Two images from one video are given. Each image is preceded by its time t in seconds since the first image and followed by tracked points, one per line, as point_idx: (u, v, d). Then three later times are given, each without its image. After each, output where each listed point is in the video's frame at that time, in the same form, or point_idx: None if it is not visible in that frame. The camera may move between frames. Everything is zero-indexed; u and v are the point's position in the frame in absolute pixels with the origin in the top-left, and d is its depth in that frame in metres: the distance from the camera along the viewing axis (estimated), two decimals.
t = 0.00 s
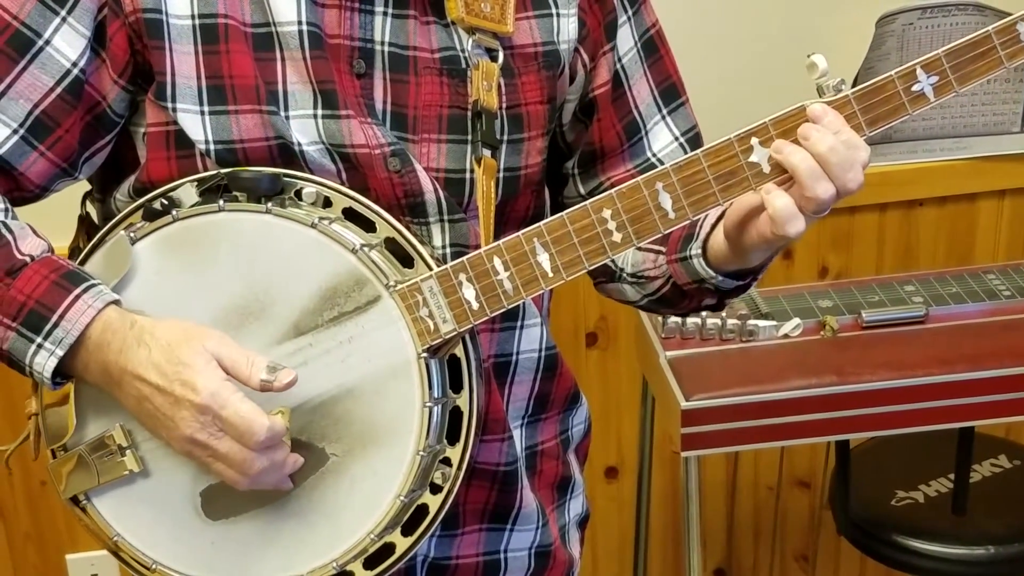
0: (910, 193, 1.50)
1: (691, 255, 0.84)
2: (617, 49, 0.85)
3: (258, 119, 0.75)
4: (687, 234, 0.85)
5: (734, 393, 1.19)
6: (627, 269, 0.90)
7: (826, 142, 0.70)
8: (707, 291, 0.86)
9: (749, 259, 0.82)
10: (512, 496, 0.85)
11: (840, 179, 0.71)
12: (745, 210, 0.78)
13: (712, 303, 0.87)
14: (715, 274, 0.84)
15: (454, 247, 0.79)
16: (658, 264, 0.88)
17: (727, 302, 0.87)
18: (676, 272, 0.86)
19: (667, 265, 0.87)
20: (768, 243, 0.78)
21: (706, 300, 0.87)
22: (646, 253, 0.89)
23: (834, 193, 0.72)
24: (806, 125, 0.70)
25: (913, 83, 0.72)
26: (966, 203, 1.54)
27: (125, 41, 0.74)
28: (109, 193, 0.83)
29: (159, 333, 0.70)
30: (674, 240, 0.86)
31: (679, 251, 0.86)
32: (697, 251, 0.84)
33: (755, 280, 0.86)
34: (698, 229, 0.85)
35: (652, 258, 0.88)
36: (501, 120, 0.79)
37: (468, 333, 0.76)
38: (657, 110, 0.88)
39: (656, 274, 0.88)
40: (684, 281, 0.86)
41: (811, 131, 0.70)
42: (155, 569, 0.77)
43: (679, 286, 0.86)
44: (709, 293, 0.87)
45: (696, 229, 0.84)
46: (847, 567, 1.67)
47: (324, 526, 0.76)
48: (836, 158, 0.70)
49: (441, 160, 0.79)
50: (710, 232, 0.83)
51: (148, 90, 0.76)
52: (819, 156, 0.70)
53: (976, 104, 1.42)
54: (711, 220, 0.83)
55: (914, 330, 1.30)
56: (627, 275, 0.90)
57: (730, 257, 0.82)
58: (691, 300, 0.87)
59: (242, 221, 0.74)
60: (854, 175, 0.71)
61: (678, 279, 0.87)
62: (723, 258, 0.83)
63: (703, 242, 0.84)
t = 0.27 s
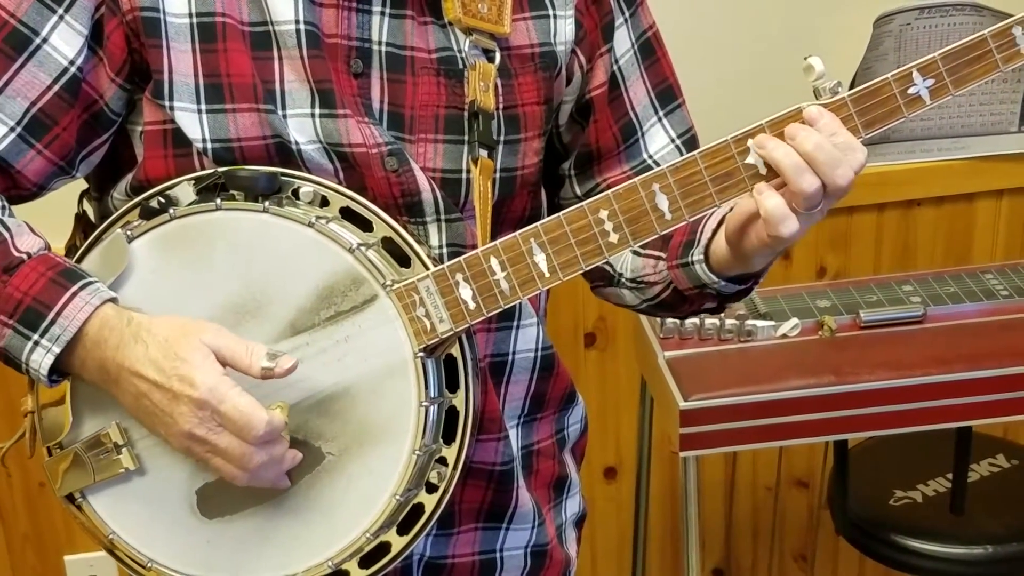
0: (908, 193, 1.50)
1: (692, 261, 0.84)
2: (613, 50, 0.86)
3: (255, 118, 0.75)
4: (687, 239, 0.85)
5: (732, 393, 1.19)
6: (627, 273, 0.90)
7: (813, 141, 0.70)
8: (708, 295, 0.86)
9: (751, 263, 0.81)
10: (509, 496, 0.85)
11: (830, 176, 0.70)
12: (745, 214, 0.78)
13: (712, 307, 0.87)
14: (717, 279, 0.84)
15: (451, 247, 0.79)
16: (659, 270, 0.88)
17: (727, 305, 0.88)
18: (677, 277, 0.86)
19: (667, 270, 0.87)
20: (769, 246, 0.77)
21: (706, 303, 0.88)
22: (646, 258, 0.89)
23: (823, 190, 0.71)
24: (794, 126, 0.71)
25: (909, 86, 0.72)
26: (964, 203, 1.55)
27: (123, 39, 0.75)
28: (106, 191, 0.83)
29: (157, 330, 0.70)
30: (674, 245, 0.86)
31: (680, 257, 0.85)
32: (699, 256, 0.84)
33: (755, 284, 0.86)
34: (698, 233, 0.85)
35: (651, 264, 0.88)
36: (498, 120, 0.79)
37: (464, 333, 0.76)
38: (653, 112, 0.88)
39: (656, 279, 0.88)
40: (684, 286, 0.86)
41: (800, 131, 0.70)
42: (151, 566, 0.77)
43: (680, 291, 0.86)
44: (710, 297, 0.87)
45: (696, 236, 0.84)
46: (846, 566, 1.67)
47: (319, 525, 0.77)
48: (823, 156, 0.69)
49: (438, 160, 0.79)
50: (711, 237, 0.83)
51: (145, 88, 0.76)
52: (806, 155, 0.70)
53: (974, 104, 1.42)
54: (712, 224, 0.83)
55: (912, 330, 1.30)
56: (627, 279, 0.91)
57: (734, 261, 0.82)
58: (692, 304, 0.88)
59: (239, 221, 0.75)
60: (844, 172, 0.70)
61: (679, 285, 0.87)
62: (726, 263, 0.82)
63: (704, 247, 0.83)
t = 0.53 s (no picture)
0: (908, 192, 1.50)
1: (693, 261, 0.84)
2: (610, 50, 0.86)
3: (253, 116, 0.75)
4: (687, 239, 0.85)
5: (732, 392, 1.19)
6: (626, 275, 0.90)
7: (811, 140, 0.69)
8: (709, 295, 0.86)
9: (753, 264, 0.81)
10: (506, 495, 0.85)
11: (828, 174, 0.70)
12: (746, 216, 0.78)
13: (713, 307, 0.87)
14: (719, 279, 0.84)
15: (448, 245, 0.79)
16: (659, 272, 0.87)
17: (728, 306, 0.87)
18: (678, 278, 0.86)
19: (667, 271, 0.87)
20: (770, 247, 0.78)
21: (707, 304, 0.87)
22: (646, 260, 0.89)
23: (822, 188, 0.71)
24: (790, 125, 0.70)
25: (906, 83, 0.72)
26: (964, 202, 1.55)
27: (120, 37, 0.75)
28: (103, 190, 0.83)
29: (155, 326, 0.70)
30: (674, 246, 0.86)
31: (681, 257, 0.85)
32: (700, 256, 0.83)
33: (757, 284, 0.86)
34: (698, 234, 0.84)
35: (651, 266, 0.88)
36: (496, 119, 0.79)
37: (461, 331, 0.76)
38: (650, 112, 0.88)
39: (656, 281, 0.88)
40: (685, 286, 0.86)
41: (796, 130, 0.70)
42: (149, 565, 0.77)
43: (681, 292, 0.86)
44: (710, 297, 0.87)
45: (696, 236, 0.84)
46: (846, 566, 1.67)
47: (316, 523, 0.77)
48: (821, 155, 0.69)
49: (435, 158, 0.79)
50: (712, 238, 0.83)
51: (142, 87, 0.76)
52: (805, 154, 0.70)
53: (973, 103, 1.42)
54: (712, 224, 0.83)
55: (912, 329, 1.29)
56: (626, 281, 0.90)
57: (736, 262, 0.82)
58: (692, 305, 0.87)
59: (236, 218, 0.75)
60: (842, 169, 0.70)
61: (680, 286, 0.86)
62: (729, 262, 0.82)
63: (705, 248, 0.83)
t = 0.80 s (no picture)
0: (910, 188, 1.49)
1: (691, 258, 0.84)
2: (607, 47, 0.86)
3: (251, 114, 0.75)
4: (684, 237, 0.85)
5: (734, 388, 1.19)
6: (622, 273, 0.90)
7: (805, 132, 0.69)
8: (707, 293, 0.85)
9: (752, 261, 0.81)
10: (505, 492, 0.85)
11: (822, 167, 0.70)
12: (744, 212, 0.78)
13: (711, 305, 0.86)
14: (717, 276, 0.83)
15: (447, 243, 0.79)
16: (656, 269, 0.88)
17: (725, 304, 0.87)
18: (674, 275, 0.86)
19: (665, 269, 0.87)
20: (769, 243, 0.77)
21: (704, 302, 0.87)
22: (643, 257, 0.89)
23: (817, 180, 0.71)
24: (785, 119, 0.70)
25: (905, 78, 0.72)
26: (966, 198, 1.54)
27: (118, 35, 0.75)
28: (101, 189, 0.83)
29: (160, 317, 0.71)
30: (671, 244, 0.86)
31: (678, 255, 0.85)
32: (698, 254, 0.83)
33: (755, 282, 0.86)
34: (695, 231, 0.84)
35: (648, 262, 0.88)
36: (494, 116, 0.80)
37: (461, 328, 0.76)
38: (646, 110, 0.88)
39: (653, 279, 0.88)
40: (683, 284, 0.86)
41: (790, 123, 0.70)
42: (149, 563, 0.77)
43: (679, 290, 0.86)
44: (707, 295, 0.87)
45: (694, 234, 0.84)
46: (848, 562, 1.67)
47: (315, 521, 0.77)
48: (814, 147, 0.69)
49: (433, 156, 0.79)
50: (709, 235, 0.83)
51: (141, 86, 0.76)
52: (799, 146, 0.69)
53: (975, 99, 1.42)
54: (709, 221, 0.83)
55: (914, 326, 1.29)
56: (622, 279, 0.90)
57: (734, 259, 0.82)
58: (690, 303, 0.87)
59: (235, 216, 0.75)
60: (837, 161, 0.70)
61: (678, 283, 0.86)
62: (727, 259, 0.82)
63: (703, 246, 0.83)
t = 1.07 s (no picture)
0: (910, 185, 1.49)
1: (687, 257, 0.84)
2: (605, 44, 0.86)
3: (250, 109, 0.75)
4: (680, 236, 0.85)
5: (734, 384, 1.19)
6: (619, 270, 0.91)
7: (803, 127, 0.69)
8: (702, 291, 0.85)
9: (747, 260, 0.81)
10: (504, 487, 0.85)
11: (819, 162, 0.70)
12: (740, 209, 0.78)
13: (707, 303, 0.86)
14: (713, 275, 0.83)
15: (446, 239, 0.79)
16: (652, 266, 0.88)
17: (722, 303, 0.86)
18: (672, 274, 0.86)
19: (661, 266, 0.87)
20: (762, 238, 0.77)
21: (700, 300, 0.87)
22: (640, 254, 0.89)
23: (814, 175, 0.71)
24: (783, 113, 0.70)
25: (902, 74, 0.72)
26: (967, 194, 1.54)
27: (116, 31, 0.75)
28: (100, 185, 0.84)
29: (161, 311, 0.71)
30: (667, 243, 0.86)
31: (674, 253, 0.85)
32: (694, 253, 0.83)
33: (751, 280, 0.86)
34: (691, 230, 0.85)
35: (645, 260, 0.88)
36: (492, 112, 0.80)
37: (460, 323, 0.77)
38: (644, 107, 0.88)
39: (650, 276, 0.88)
40: (680, 282, 0.86)
41: (788, 118, 0.70)
42: (147, 559, 0.78)
43: (675, 288, 0.86)
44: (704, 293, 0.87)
45: (690, 233, 0.84)
46: (849, 559, 1.67)
47: (314, 517, 0.77)
48: (812, 142, 0.69)
49: (432, 152, 0.79)
50: (705, 234, 0.83)
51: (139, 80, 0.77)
52: (796, 140, 0.70)
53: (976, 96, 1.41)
54: (705, 220, 0.83)
55: (915, 322, 1.29)
56: (619, 276, 0.91)
57: (731, 258, 0.82)
58: (686, 300, 0.87)
59: (235, 211, 0.75)
60: (834, 157, 0.70)
61: (674, 281, 0.86)
62: (723, 258, 0.82)
63: (698, 244, 0.83)
